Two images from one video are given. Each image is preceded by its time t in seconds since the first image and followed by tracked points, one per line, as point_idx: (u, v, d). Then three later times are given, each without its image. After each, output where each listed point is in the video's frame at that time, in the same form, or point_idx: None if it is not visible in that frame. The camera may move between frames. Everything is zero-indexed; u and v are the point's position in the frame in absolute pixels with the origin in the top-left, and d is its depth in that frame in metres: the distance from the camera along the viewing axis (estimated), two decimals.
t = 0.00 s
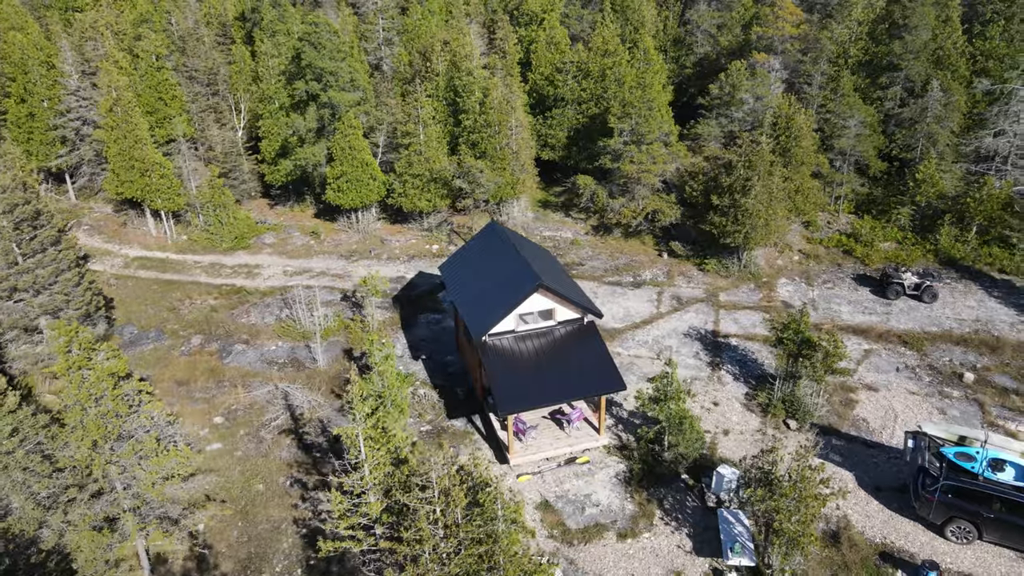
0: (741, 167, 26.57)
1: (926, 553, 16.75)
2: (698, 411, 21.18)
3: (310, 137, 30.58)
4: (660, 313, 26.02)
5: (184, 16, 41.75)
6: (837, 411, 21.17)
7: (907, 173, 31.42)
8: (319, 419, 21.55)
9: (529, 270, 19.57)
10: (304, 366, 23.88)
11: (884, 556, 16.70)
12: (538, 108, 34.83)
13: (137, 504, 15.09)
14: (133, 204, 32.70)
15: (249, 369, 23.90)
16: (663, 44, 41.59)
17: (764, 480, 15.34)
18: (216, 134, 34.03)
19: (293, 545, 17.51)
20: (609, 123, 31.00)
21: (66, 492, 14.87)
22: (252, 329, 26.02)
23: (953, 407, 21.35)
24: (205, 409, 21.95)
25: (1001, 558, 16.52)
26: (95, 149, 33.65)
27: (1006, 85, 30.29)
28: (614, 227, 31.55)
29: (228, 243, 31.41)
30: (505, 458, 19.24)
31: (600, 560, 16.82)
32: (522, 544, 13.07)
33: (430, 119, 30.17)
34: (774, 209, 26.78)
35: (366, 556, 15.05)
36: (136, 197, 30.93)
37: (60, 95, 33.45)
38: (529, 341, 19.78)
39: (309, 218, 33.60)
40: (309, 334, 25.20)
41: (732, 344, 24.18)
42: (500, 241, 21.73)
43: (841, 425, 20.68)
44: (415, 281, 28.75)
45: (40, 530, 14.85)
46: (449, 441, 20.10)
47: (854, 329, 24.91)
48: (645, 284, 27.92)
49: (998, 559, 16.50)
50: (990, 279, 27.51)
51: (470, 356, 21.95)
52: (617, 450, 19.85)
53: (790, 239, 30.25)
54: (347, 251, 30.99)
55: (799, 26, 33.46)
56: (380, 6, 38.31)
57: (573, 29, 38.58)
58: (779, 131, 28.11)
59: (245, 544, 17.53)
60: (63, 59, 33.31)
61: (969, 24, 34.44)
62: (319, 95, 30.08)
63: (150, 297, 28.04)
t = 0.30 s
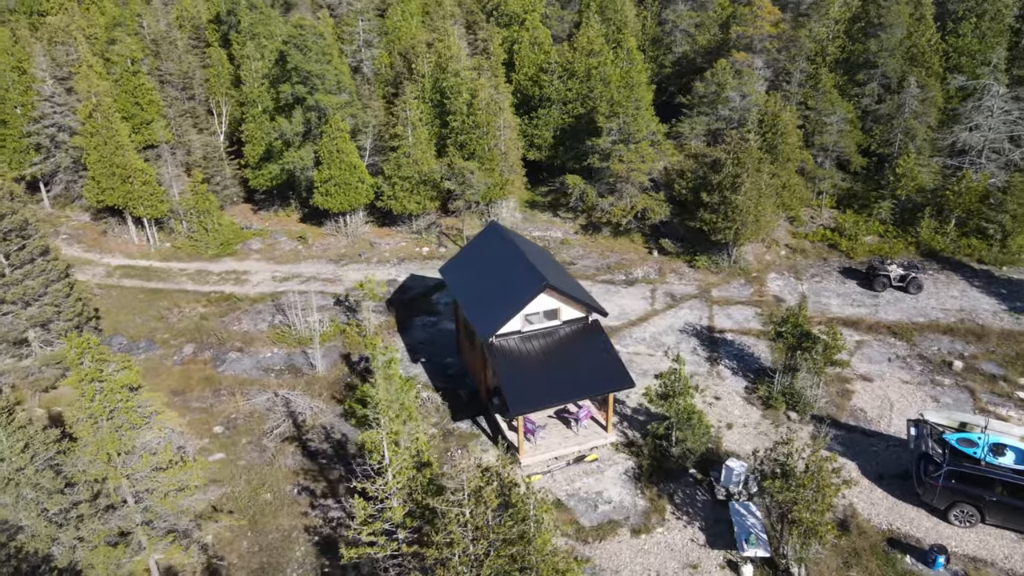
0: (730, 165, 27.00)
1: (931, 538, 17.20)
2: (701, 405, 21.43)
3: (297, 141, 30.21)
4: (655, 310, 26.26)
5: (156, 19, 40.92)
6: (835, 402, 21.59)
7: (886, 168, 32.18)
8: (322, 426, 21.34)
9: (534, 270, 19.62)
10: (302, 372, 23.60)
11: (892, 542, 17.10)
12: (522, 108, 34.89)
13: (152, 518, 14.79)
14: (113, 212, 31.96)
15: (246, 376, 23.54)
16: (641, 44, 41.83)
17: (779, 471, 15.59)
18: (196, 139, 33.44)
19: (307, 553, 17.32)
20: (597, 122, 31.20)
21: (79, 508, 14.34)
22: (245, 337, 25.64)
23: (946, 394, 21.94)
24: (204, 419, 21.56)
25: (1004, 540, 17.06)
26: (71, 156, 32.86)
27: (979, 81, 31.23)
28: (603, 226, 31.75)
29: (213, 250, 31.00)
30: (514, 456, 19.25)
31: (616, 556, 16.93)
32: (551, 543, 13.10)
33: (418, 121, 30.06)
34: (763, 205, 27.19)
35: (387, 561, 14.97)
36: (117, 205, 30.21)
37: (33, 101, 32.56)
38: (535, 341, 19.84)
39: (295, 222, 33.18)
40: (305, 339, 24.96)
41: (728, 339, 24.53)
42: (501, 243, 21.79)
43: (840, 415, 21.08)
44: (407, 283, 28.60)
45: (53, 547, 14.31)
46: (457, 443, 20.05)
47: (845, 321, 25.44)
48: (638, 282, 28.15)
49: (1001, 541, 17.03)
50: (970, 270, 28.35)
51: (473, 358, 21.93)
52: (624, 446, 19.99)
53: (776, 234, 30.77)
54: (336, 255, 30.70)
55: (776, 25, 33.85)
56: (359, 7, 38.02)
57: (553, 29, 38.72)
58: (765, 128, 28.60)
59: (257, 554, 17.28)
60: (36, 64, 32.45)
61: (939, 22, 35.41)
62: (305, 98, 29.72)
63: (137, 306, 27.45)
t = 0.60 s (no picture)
0: (719, 163, 27.55)
1: (936, 523, 17.69)
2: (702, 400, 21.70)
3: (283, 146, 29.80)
4: (649, 308, 26.51)
5: (127, 23, 40.06)
6: (832, 393, 22.04)
7: (864, 164, 32.94)
8: (326, 432, 21.16)
9: (539, 270, 19.65)
10: (301, 379, 23.35)
11: (899, 529, 17.57)
12: (506, 110, 34.93)
13: (169, 531, 14.52)
14: (93, 220, 31.21)
15: (244, 385, 23.20)
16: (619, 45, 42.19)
17: (793, 463, 15.86)
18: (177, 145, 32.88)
19: (321, 561, 17.16)
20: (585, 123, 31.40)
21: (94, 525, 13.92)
22: (239, 345, 25.27)
23: (937, 382, 22.58)
24: (204, 429, 21.19)
25: (1005, 522, 17.58)
26: (47, 165, 32.02)
27: (952, 78, 32.14)
28: (591, 226, 31.96)
29: (199, 257, 30.51)
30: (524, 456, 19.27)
31: (633, 553, 17.07)
32: (581, 541, 13.18)
33: (406, 124, 29.91)
34: (752, 202, 27.61)
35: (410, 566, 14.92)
36: (99, 214, 29.46)
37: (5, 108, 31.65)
38: (541, 341, 19.91)
39: (281, 228, 32.75)
40: (301, 346, 24.75)
41: (723, 334, 24.90)
42: (502, 243, 21.74)
43: (838, 406, 21.52)
44: (400, 287, 28.45)
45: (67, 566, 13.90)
46: (464, 445, 20.04)
47: (835, 313, 25.98)
48: (631, 280, 28.39)
49: (1002, 524, 17.55)
50: (950, 261, 29.19)
51: (476, 360, 21.93)
52: (631, 443, 20.17)
53: (761, 230, 31.30)
54: (325, 260, 30.42)
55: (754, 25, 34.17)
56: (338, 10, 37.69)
57: (533, 31, 38.86)
58: (751, 126, 29.19)
59: (271, 564, 17.06)
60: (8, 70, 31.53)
61: (911, 20, 36.35)
62: (291, 103, 29.36)
63: (124, 316, 26.87)
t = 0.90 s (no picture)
0: (707, 162, 27.91)
1: (938, 507, 18.21)
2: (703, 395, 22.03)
3: (269, 150, 29.37)
4: (643, 306, 26.79)
5: (97, 28, 39.16)
6: (828, 384, 22.56)
7: (843, 160, 33.72)
8: (331, 439, 20.98)
9: (543, 270, 19.74)
10: (301, 387, 23.10)
11: (903, 514, 18.05)
12: (490, 112, 34.98)
13: (190, 544, 14.26)
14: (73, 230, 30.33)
15: (242, 394, 22.87)
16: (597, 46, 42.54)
17: (805, 453, 16.23)
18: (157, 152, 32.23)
19: (337, 569, 17.01)
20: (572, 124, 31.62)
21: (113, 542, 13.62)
22: (234, 353, 24.90)
23: (927, 371, 23.26)
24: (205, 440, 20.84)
25: (1004, 504, 18.16)
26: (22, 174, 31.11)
27: (924, 75, 33.10)
28: (579, 226, 32.16)
29: (184, 265, 29.98)
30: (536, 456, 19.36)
31: (648, 548, 17.27)
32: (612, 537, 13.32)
33: (395, 127, 29.79)
34: (741, 199, 28.10)
35: (436, 569, 14.89)
36: (80, 224, 28.72)
37: None
38: (547, 341, 20.05)
39: (267, 234, 32.30)
40: (298, 352, 24.51)
41: (718, 330, 25.27)
42: (502, 244, 21.79)
43: (835, 396, 22.02)
44: (393, 291, 28.33)
45: None
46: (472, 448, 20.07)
47: (824, 306, 26.56)
48: (623, 279, 28.64)
49: (1001, 506, 18.13)
50: (930, 253, 30.05)
51: (479, 362, 21.96)
52: (638, 440, 20.38)
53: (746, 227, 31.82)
54: (314, 266, 30.10)
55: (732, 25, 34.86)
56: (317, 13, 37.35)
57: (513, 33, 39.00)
58: (736, 125, 29.60)
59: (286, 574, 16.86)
60: None
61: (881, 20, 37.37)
62: (278, 107, 29.04)
63: (111, 328, 26.24)
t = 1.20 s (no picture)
0: (695, 160, 28.30)
1: (939, 492, 18.80)
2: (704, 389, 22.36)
3: (256, 154, 28.98)
4: (637, 303, 27.09)
5: (64, 33, 38.14)
6: (824, 375, 23.09)
7: (821, 156, 34.50)
8: (337, 445, 20.81)
9: (550, 271, 19.88)
10: (301, 394, 22.86)
11: (906, 499, 18.60)
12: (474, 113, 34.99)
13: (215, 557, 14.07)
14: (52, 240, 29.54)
15: (241, 403, 22.54)
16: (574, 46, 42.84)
17: (817, 443, 16.64)
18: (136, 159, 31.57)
19: None
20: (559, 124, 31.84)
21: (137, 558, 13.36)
22: (230, 362, 24.54)
23: (916, 360, 23.97)
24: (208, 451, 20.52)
25: (1000, 486, 18.91)
26: None
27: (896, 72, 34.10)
28: (568, 226, 32.37)
29: (170, 274, 29.40)
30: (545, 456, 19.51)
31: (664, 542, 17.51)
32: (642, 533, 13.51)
33: (383, 131, 29.65)
34: (728, 196, 28.59)
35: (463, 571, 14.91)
36: (61, 234, 27.97)
37: None
38: (555, 341, 20.21)
39: (253, 240, 31.86)
40: (296, 360, 24.26)
41: (713, 325, 25.66)
42: (504, 245, 21.86)
43: (832, 387, 22.56)
44: (386, 295, 28.20)
45: None
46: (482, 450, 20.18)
47: (813, 299, 27.16)
48: (614, 277, 28.91)
49: (997, 488, 18.87)
50: (909, 246, 30.93)
51: (483, 364, 22.00)
52: (646, 436, 20.63)
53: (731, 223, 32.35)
54: (303, 272, 29.78)
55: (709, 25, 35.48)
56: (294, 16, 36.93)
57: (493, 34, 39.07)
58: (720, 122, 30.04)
59: None
60: None
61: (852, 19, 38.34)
62: (264, 112, 28.70)
63: (98, 340, 25.62)
